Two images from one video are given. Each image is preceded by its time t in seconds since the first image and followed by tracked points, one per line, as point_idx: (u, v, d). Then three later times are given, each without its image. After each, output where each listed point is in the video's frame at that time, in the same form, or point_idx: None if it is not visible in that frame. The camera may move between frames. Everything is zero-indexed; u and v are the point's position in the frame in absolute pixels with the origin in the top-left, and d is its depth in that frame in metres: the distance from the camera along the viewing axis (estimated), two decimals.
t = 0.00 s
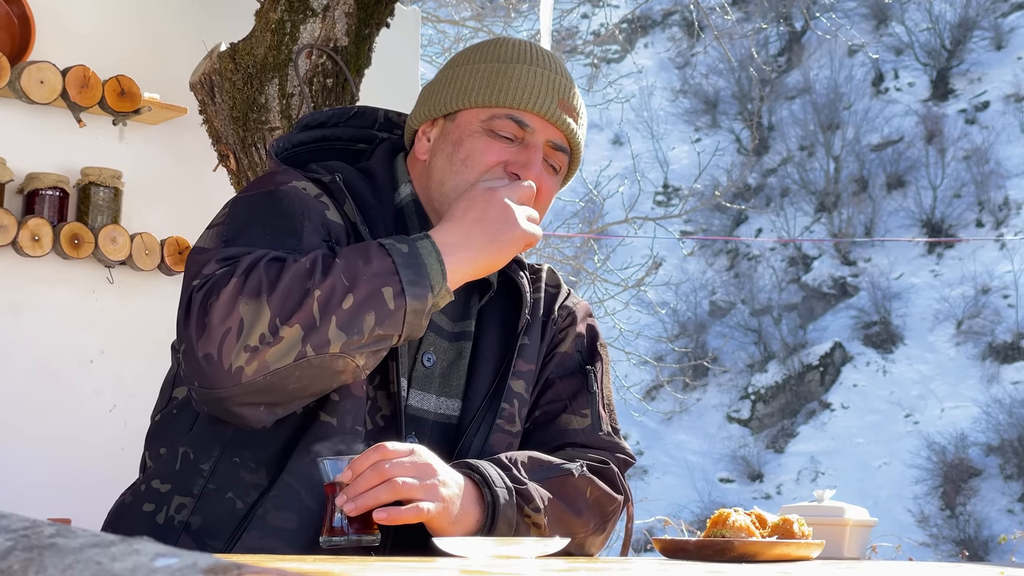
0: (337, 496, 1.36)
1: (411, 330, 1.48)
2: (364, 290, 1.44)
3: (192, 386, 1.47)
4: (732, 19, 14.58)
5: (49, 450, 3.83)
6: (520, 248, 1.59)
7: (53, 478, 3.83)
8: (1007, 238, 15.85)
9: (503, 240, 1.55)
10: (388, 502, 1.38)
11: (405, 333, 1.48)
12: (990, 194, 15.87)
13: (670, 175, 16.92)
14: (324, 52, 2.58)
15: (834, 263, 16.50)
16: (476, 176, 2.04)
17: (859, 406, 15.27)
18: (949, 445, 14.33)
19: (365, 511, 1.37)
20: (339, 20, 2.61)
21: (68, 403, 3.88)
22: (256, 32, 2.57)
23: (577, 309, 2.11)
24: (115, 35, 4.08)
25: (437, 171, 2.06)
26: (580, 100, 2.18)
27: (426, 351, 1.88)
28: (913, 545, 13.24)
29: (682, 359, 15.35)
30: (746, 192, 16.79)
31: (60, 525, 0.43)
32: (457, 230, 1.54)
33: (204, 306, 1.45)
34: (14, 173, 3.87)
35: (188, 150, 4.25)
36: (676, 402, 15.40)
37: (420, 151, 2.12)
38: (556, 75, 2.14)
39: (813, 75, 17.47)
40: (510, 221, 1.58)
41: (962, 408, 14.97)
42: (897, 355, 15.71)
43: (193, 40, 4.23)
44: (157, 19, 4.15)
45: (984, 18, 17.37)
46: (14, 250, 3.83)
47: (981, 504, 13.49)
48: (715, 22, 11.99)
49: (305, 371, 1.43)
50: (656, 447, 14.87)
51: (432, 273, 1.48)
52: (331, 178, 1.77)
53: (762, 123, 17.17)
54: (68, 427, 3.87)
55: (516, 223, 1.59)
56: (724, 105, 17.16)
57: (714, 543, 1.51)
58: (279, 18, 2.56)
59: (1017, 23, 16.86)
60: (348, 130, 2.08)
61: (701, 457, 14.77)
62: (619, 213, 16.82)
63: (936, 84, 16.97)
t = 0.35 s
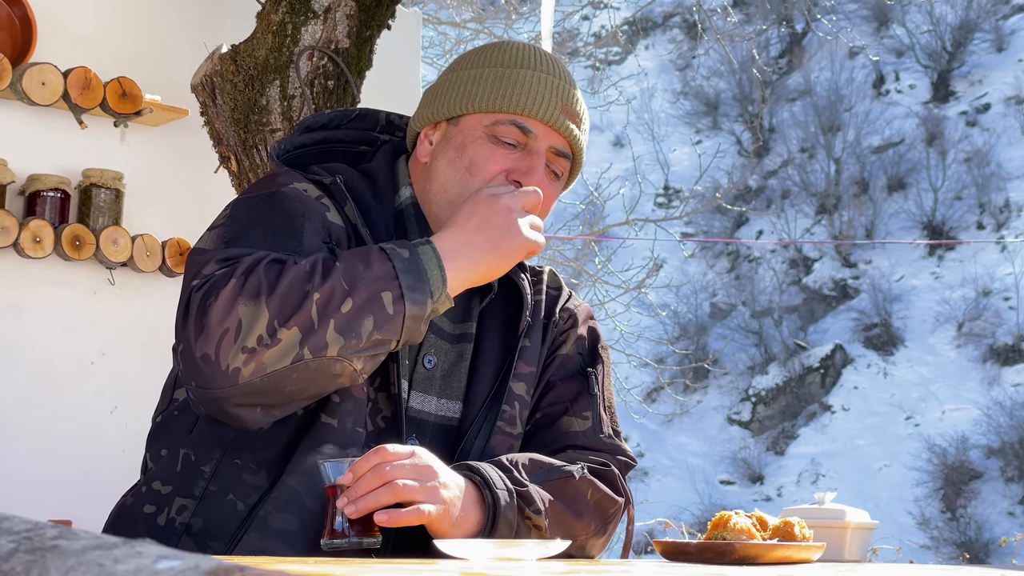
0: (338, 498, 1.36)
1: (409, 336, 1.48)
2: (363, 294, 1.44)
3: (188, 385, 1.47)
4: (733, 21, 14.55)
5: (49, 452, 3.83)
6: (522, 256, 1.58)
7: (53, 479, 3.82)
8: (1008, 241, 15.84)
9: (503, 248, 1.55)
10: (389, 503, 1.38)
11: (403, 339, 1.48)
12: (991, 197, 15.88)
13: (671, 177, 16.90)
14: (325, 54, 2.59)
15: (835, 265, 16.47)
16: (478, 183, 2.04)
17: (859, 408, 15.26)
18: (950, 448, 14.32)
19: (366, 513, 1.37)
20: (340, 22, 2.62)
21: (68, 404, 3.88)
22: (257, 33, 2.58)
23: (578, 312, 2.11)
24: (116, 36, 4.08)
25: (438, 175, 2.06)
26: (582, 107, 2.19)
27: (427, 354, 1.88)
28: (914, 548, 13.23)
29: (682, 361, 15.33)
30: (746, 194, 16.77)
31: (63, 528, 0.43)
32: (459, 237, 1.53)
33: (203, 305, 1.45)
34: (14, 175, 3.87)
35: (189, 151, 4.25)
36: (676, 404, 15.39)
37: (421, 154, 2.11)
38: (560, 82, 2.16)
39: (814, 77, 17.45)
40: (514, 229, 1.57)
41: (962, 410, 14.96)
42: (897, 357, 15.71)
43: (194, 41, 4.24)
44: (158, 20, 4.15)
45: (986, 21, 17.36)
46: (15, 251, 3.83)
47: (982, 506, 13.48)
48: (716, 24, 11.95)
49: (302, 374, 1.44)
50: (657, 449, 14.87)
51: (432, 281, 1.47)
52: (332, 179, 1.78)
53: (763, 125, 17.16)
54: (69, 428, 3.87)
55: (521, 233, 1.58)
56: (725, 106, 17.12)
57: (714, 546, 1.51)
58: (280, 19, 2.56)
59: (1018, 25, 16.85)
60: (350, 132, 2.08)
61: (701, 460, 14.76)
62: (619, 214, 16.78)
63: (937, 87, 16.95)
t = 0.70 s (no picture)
0: (339, 499, 1.37)
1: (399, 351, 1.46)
2: (352, 305, 1.43)
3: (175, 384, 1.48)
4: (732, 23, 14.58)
5: (49, 452, 3.83)
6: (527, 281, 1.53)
7: (53, 480, 3.82)
8: (1007, 242, 15.84)
9: (508, 270, 1.50)
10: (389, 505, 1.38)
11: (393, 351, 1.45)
12: (989, 199, 15.88)
13: (670, 178, 16.92)
14: (324, 56, 2.59)
15: (834, 267, 16.45)
16: (484, 194, 2.05)
17: (858, 410, 15.27)
18: (949, 450, 14.33)
19: (366, 515, 1.37)
20: (340, 23, 2.62)
21: (68, 405, 3.88)
22: (257, 35, 2.58)
23: (579, 314, 2.12)
24: (115, 37, 4.09)
25: (443, 181, 2.07)
26: (587, 118, 2.20)
27: (427, 356, 1.88)
28: (912, 550, 13.22)
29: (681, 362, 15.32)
30: (745, 196, 16.81)
31: (65, 528, 0.43)
32: (463, 255, 1.50)
33: (192, 303, 1.46)
34: (14, 177, 3.87)
35: (189, 153, 4.25)
36: (675, 405, 15.40)
37: (426, 159, 2.12)
38: (567, 91, 2.16)
39: (812, 79, 17.47)
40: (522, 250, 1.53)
41: (962, 412, 14.96)
42: (896, 359, 15.72)
43: (193, 42, 4.24)
44: (157, 22, 4.15)
45: (985, 23, 17.38)
46: (15, 253, 3.83)
47: (980, 508, 13.47)
48: (715, 26, 11.98)
49: (284, 379, 1.43)
50: (656, 451, 14.90)
51: (427, 297, 1.45)
52: (331, 180, 1.79)
53: (762, 127, 17.18)
54: (69, 429, 3.88)
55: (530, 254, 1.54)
56: (723, 108, 17.17)
57: (714, 548, 1.51)
58: (280, 21, 2.56)
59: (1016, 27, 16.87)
60: (351, 134, 2.08)
61: (700, 461, 14.77)
62: (618, 216, 16.79)
63: (936, 89, 16.95)
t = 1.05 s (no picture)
0: (339, 502, 1.36)
1: (390, 433, 1.27)
2: (363, 362, 1.28)
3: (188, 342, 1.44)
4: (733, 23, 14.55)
5: (48, 451, 3.83)
6: (532, 445, 1.23)
7: (52, 479, 3.82)
8: (1007, 242, 15.84)
9: (516, 421, 1.22)
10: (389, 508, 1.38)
11: (380, 432, 1.28)
12: (989, 199, 15.87)
13: (669, 178, 16.92)
14: (325, 55, 2.59)
15: (834, 267, 16.44)
16: (495, 199, 2.06)
17: (858, 409, 15.29)
18: (948, 449, 14.34)
19: (367, 517, 1.38)
20: (340, 23, 2.62)
21: (68, 404, 3.88)
22: (257, 34, 2.58)
23: (579, 315, 2.12)
24: (116, 37, 4.09)
25: (455, 183, 2.08)
26: (599, 128, 2.22)
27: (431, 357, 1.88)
28: (911, 550, 13.22)
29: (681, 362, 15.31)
30: (745, 195, 16.81)
31: (65, 528, 0.43)
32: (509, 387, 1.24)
33: (231, 271, 1.41)
34: (14, 176, 3.87)
35: (189, 152, 4.26)
36: (674, 405, 15.39)
37: (436, 160, 2.13)
38: (582, 103, 2.17)
39: (812, 79, 17.47)
40: (553, 405, 1.23)
41: (961, 412, 14.97)
42: (896, 359, 15.72)
43: (193, 41, 4.25)
44: (157, 21, 4.16)
45: (984, 23, 17.41)
46: (15, 252, 3.82)
47: (980, 508, 13.47)
48: (715, 25, 11.99)
49: (271, 393, 1.33)
50: (655, 451, 14.91)
51: (435, 399, 1.23)
52: (343, 178, 1.78)
53: (762, 127, 17.18)
54: (69, 428, 3.88)
55: (559, 420, 1.23)
56: (723, 108, 17.19)
57: (713, 548, 1.51)
58: (280, 20, 2.56)
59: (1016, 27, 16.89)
60: (357, 135, 2.07)
61: (700, 461, 14.78)
62: (618, 215, 16.78)
63: (936, 89, 16.96)
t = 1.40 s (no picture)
0: (339, 499, 1.36)
1: (452, 445, 1.22)
2: (437, 361, 1.23)
3: (257, 330, 1.39)
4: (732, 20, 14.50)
5: (48, 449, 3.83)
6: (595, 452, 1.16)
7: (53, 478, 3.82)
8: (1007, 240, 15.81)
9: (581, 423, 1.16)
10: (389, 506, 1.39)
11: (443, 441, 1.22)
12: (989, 197, 15.84)
13: (669, 176, 16.91)
14: (324, 53, 2.58)
15: (833, 266, 16.44)
16: (505, 202, 2.07)
17: (857, 408, 15.29)
18: (947, 448, 14.33)
19: (369, 513, 1.38)
20: (340, 21, 2.62)
21: (69, 403, 3.89)
22: (256, 32, 2.57)
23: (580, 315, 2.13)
24: (115, 34, 4.08)
25: (464, 185, 2.09)
26: (608, 133, 2.22)
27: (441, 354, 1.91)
28: (910, 548, 13.20)
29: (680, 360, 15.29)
30: (744, 194, 16.81)
31: (63, 525, 0.43)
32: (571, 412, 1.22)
33: (306, 265, 1.39)
34: (13, 173, 3.87)
35: (188, 150, 4.26)
36: (674, 403, 15.37)
37: (446, 161, 2.14)
38: (592, 108, 2.17)
39: (812, 77, 17.43)
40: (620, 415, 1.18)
41: (961, 410, 14.95)
42: (896, 357, 15.72)
43: (193, 39, 4.24)
44: (157, 19, 4.15)
45: (984, 21, 17.42)
46: (14, 250, 3.82)
47: (979, 507, 13.46)
48: (715, 23, 11.96)
49: (340, 389, 1.27)
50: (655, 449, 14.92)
51: (502, 409, 1.20)
52: (366, 175, 1.79)
53: (761, 125, 17.16)
54: (70, 427, 3.88)
55: (626, 429, 1.17)
56: (723, 106, 17.16)
57: (714, 545, 1.51)
58: (280, 18, 2.56)
59: (1015, 25, 16.90)
60: (362, 132, 2.05)
61: (699, 459, 14.77)
62: (617, 214, 16.76)
63: (935, 87, 16.97)
